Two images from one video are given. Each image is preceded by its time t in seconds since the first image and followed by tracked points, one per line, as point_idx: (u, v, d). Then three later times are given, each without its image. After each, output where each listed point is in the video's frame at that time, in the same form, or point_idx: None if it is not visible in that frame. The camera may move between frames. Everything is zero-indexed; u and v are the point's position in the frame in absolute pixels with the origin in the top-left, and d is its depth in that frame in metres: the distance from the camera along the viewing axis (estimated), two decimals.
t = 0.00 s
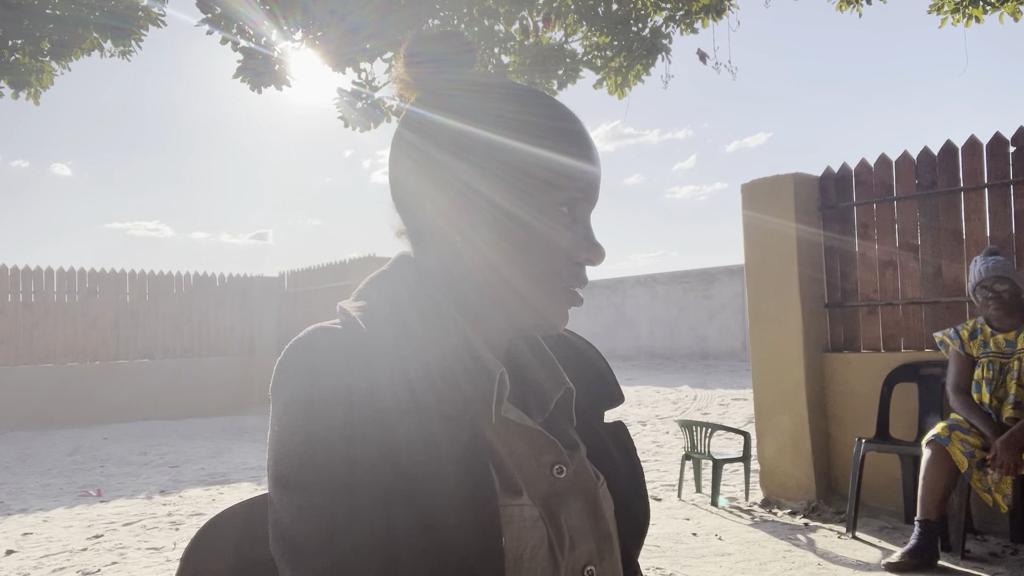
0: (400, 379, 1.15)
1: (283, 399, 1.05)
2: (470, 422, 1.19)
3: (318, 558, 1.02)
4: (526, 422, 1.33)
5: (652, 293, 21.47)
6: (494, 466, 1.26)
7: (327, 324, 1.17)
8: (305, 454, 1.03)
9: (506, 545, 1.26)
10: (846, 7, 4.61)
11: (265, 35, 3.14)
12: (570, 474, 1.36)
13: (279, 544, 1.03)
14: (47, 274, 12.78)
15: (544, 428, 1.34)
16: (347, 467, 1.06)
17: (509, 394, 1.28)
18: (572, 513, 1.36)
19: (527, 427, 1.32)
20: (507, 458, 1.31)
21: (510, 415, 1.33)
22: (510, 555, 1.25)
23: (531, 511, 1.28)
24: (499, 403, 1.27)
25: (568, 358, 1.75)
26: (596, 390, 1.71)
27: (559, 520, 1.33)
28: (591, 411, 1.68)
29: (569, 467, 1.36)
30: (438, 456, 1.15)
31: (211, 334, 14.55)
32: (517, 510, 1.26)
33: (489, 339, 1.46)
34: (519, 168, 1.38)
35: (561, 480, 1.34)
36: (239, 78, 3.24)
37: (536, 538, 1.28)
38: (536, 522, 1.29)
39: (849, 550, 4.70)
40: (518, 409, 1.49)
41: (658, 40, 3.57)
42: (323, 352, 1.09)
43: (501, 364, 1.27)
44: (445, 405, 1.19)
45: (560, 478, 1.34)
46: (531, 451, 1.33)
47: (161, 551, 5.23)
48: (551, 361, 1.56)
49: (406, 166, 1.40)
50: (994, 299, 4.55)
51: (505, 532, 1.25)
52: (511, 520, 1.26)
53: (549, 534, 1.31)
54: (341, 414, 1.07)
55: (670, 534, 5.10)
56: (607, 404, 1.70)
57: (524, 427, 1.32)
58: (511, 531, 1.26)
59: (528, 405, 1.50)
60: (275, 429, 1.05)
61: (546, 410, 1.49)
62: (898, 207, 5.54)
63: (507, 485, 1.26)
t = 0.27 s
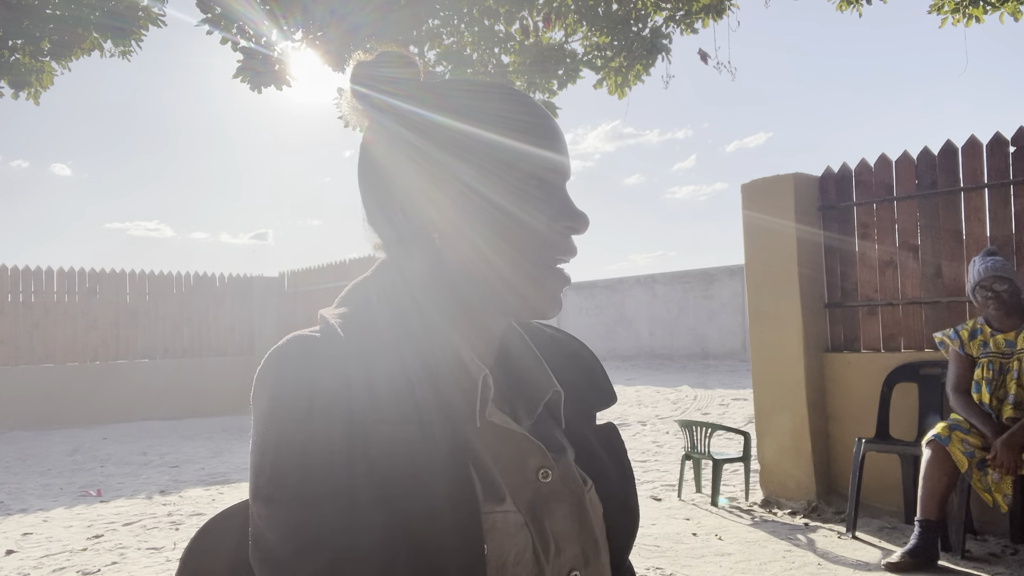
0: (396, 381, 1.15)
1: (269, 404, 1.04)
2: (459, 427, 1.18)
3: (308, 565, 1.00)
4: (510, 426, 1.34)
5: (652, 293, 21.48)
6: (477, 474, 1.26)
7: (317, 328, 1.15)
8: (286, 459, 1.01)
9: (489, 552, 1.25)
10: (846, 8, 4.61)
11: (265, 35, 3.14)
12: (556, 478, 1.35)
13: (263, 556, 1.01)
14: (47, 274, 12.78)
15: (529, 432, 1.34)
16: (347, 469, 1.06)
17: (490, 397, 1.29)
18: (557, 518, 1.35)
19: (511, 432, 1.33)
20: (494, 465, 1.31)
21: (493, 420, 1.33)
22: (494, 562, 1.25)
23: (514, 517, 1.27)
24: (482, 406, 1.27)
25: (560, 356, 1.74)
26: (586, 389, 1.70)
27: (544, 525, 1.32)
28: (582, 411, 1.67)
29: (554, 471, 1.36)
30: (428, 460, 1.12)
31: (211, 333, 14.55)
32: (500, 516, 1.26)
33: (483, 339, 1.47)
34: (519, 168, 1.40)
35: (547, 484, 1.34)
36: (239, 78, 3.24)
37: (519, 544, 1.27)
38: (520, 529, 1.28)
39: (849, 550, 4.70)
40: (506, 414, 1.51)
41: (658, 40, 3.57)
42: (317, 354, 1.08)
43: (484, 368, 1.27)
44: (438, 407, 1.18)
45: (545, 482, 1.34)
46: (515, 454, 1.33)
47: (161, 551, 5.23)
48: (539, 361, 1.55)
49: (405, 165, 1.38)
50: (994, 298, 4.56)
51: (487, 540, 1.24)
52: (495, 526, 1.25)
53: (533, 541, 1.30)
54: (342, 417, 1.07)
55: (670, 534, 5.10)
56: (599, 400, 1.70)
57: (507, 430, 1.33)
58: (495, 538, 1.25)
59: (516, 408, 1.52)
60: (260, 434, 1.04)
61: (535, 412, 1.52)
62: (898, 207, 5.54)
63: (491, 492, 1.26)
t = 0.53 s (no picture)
0: (390, 380, 1.14)
1: (256, 404, 1.03)
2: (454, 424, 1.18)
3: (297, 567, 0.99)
4: (504, 428, 1.33)
5: (652, 293, 21.48)
6: (468, 477, 1.26)
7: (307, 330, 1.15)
8: (280, 456, 1.01)
9: (480, 557, 1.25)
10: (846, 8, 4.61)
11: (265, 35, 3.14)
12: (552, 480, 1.35)
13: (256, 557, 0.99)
14: (47, 274, 12.78)
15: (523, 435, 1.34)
16: (340, 469, 1.04)
17: (480, 401, 1.27)
18: (551, 519, 1.36)
19: (506, 434, 1.33)
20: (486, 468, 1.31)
21: (487, 422, 1.33)
22: (485, 566, 1.25)
23: (505, 520, 1.27)
24: (469, 410, 1.25)
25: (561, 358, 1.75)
26: (586, 389, 1.71)
27: (536, 527, 1.32)
28: (582, 411, 1.67)
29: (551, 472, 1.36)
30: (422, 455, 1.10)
31: (211, 333, 14.55)
32: (488, 520, 1.25)
33: (484, 339, 1.47)
34: (519, 168, 1.40)
35: (543, 485, 1.34)
36: (239, 78, 3.24)
37: (511, 549, 1.27)
38: (512, 532, 1.28)
39: (849, 551, 4.70)
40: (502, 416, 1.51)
41: (658, 40, 3.57)
42: (311, 353, 1.08)
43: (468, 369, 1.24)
44: (433, 406, 1.17)
45: (541, 484, 1.34)
46: (510, 456, 1.33)
47: (161, 551, 5.23)
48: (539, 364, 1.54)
49: (405, 165, 1.39)
50: (994, 298, 4.56)
51: (477, 544, 1.24)
52: (483, 531, 1.25)
53: (526, 544, 1.29)
54: (336, 416, 1.06)
55: (670, 534, 5.11)
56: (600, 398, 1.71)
57: (503, 433, 1.33)
58: (485, 542, 1.25)
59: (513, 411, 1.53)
60: (248, 433, 1.03)
61: (532, 411, 1.53)
62: (898, 207, 5.54)
63: (482, 496, 1.26)
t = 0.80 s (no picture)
0: (395, 382, 1.14)
1: (260, 411, 1.03)
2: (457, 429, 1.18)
3: None
4: (513, 436, 1.34)
5: (652, 293, 21.48)
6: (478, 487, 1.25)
7: (312, 332, 1.15)
8: (287, 465, 1.01)
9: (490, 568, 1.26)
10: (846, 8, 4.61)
11: (265, 35, 3.14)
12: (560, 489, 1.35)
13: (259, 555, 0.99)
14: (47, 274, 12.79)
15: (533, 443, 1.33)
16: (348, 471, 1.05)
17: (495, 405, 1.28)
18: (559, 528, 1.36)
19: (515, 443, 1.33)
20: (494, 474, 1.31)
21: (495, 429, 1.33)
22: None
23: (515, 532, 1.28)
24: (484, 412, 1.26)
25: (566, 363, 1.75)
26: (594, 394, 1.72)
27: (546, 537, 1.32)
28: (590, 416, 1.68)
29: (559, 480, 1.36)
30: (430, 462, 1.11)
31: (211, 333, 14.55)
32: (501, 533, 1.26)
33: (484, 340, 1.47)
34: (520, 168, 1.40)
35: (552, 494, 1.34)
36: (239, 78, 3.25)
37: (521, 560, 1.28)
38: (522, 543, 1.29)
39: (849, 551, 4.70)
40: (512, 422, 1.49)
41: (658, 40, 3.57)
42: (315, 357, 1.08)
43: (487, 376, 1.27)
44: (437, 409, 1.17)
45: (550, 492, 1.34)
46: (519, 464, 1.33)
47: (161, 551, 5.23)
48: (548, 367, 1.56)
49: (405, 166, 1.38)
50: (994, 298, 4.54)
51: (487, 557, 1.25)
52: (495, 544, 1.26)
53: (535, 555, 1.30)
54: (342, 415, 1.06)
55: (670, 534, 5.11)
56: (608, 404, 1.72)
57: (511, 441, 1.33)
58: (495, 553, 1.26)
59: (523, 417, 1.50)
60: (252, 437, 1.03)
61: (541, 418, 1.49)
62: (898, 207, 5.54)
63: (492, 509, 1.26)
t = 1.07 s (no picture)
0: (394, 383, 1.15)
1: (256, 420, 1.03)
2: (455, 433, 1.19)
3: None
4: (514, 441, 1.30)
5: (652, 293, 21.48)
6: (477, 495, 1.25)
7: (306, 336, 1.14)
8: (285, 474, 1.01)
9: None
10: (846, 8, 4.61)
11: (265, 35, 3.14)
12: (563, 495, 1.35)
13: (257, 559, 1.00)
14: (47, 273, 12.78)
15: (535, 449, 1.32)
16: (347, 476, 1.05)
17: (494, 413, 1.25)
18: (561, 535, 1.37)
19: (516, 447, 1.30)
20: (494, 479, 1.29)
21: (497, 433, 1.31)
22: None
23: (515, 541, 1.27)
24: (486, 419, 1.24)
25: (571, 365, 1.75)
26: (602, 396, 1.72)
27: (545, 544, 1.33)
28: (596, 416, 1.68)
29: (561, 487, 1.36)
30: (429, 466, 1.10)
31: (211, 333, 14.55)
32: (501, 542, 1.26)
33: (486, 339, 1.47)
34: (520, 168, 1.40)
35: (554, 500, 1.34)
36: (239, 78, 3.24)
37: (521, 569, 1.28)
38: (521, 553, 1.28)
39: (849, 551, 4.70)
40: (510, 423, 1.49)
41: (658, 40, 3.57)
42: (311, 360, 1.07)
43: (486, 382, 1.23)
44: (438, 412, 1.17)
45: (551, 498, 1.34)
46: (522, 470, 1.32)
47: (161, 551, 5.23)
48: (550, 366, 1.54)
49: (405, 165, 1.38)
50: (994, 299, 4.54)
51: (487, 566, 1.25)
52: (495, 554, 1.25)
53: (535, 563, 1.31)
54: (342, 415, 1.07)
55: (670, 534, 5.11)
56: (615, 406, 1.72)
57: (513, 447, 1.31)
58: (495, 563, 1.25)
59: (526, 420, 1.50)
60: (249, 440, 1.03)
61: (544, 423, 1.49)
62: (898, 208, 5.54)
63: (491, 517, 1.26)
